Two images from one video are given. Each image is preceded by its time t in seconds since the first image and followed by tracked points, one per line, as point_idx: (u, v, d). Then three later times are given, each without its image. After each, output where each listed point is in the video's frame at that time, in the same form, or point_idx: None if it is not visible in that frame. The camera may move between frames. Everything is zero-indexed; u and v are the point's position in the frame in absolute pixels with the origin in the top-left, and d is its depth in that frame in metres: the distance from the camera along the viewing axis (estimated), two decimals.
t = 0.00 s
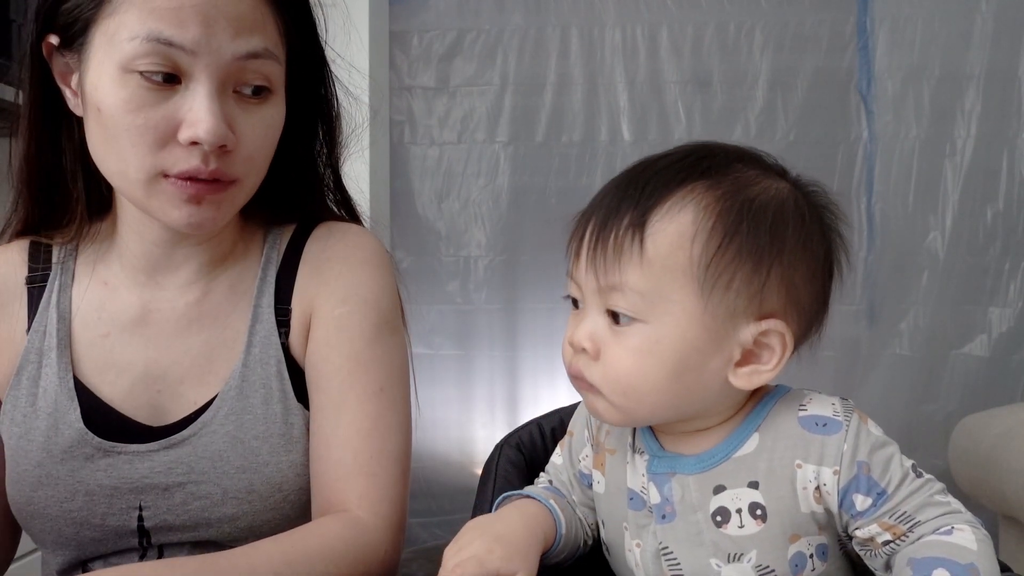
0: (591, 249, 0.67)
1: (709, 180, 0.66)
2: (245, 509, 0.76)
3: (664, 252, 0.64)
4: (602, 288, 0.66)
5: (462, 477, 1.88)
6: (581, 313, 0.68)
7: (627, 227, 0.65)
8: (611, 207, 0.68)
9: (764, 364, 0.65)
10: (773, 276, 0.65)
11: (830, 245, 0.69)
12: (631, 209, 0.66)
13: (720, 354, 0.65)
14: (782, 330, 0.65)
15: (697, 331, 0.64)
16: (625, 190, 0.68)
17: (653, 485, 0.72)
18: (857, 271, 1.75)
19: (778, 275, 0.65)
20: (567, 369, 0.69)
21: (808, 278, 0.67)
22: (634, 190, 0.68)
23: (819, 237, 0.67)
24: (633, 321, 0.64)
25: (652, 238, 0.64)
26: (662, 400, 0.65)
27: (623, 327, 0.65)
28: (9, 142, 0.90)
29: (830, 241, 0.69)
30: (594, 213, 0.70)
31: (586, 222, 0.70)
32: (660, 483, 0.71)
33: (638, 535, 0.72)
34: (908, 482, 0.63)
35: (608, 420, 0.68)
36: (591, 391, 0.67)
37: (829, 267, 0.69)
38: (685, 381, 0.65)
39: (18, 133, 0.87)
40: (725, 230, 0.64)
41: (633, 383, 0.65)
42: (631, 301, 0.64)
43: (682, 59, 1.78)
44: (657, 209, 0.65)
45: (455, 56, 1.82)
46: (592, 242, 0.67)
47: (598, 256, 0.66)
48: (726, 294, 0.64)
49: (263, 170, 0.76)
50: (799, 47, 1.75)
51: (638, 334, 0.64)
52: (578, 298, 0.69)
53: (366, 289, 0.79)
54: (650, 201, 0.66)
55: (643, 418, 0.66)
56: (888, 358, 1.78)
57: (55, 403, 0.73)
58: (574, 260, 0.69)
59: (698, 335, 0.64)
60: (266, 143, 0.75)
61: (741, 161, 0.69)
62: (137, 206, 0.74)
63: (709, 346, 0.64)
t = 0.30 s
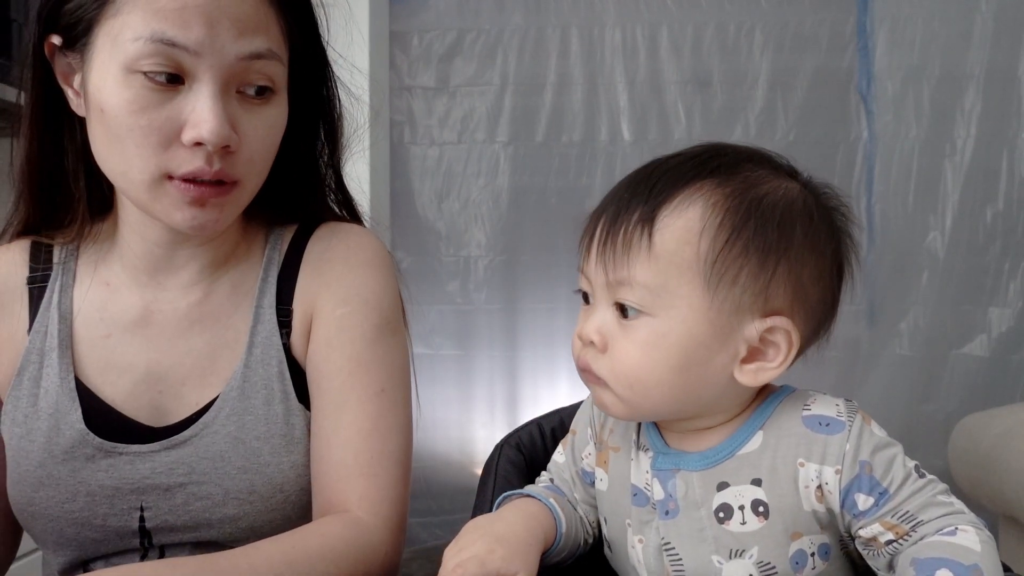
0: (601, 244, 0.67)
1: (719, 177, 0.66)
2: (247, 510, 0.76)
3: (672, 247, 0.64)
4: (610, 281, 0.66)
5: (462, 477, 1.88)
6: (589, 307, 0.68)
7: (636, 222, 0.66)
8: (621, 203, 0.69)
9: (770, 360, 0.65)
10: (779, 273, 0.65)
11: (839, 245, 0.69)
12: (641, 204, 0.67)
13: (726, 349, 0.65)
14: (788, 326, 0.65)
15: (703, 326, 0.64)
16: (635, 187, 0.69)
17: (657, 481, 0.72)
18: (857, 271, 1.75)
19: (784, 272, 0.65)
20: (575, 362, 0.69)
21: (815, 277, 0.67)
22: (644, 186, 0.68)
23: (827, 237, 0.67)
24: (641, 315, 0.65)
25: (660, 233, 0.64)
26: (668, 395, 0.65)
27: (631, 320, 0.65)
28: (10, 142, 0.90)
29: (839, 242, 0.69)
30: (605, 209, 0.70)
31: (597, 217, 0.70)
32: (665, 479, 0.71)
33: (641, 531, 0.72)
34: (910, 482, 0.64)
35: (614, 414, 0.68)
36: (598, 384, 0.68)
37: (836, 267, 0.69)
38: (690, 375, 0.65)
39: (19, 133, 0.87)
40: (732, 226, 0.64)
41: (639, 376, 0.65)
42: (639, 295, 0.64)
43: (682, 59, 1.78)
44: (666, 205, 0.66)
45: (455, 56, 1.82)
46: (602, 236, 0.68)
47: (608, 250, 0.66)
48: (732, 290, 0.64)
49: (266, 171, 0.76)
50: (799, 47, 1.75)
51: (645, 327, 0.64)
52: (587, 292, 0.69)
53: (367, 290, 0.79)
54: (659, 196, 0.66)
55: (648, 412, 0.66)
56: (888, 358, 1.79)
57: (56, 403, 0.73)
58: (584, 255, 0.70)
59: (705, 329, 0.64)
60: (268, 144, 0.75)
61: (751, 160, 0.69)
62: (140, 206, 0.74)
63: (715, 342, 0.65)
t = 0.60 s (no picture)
0: (618, 246, 0.67)
1: (736, 183, 0.67)
2: (247, 509, 0.76)
3: (693, 252, 0.64)
4: (628, 285, 0.66)
5: (462, 477, 1.88)
6: (603, 310, 0.68)
7: (657, 227, 0.65)
8: (638, 206, 0.68)
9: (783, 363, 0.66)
10: (794, 278, 0.66)
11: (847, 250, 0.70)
12: (660, 209, 0.67)
13: (741, 354, 0.66)
14: (802, 331, 0.66)
15: (721, 332, 0.64)
16: (652, 191, 0.69)
17: (657, 476, 0.72)
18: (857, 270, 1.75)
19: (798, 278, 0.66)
20: (587, 365, 0.69)
21: (825, 282, 0.68)
22: (662, 191, 0.68)
23: (836, 243, 0.68)
24: (660, 318, 0.65)
25: (681, 237, 0.64)
26: (683, 399, 0.66)
27: (649, 323, 0.65)
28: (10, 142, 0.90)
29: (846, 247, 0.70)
30: (621, 212, 0.70)
31: (612, 220, 0.70)
32: (665, 474, 0.71)
33: (642, 526, 0.72)
34: (908, 480, 0.64)
35: (626, 417, 0.68)
36: (611, 389, 0.67)
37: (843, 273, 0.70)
38: (706, 379, 0.65)
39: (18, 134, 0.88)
40: (752, 232, 0.65)
41: (657, 381, 0.65)
42: (660, 299, 0.64)
43: (682, 59, 1.78)
44: (686, 210, 0.65)
45: (456, 56, 1.82)
46: (620, 240, 0.67)
47: (626, 254, 0.66)
48: (752, 295, 0.64)
49: (265, 174, 0.76)
50: (799, 48, 1.75)
51: (664, 332, 0.64)
52: (601, 293, 0.69)
53: (367, 290, 0.79)
54: (679, 201, 0.66)
55: (662, 416, 0.67)
56: (888, 358, 1.79)
57: (54, 403, 0.73)
58: (598, 257, 0.69)
59: (723, 334, 0.64)
60: (268, 146, 0.75)
61: (765, 165, 0.69)
62: (140, 210, 0.74)
63: (732, 345, 0.65)
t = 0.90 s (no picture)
0: (658, 250, 0.68)
1: (763, 188, 0.71)
2: (246, 509, 0.76)
3: (739, 256, 0.67)
4: (671, 289, 0.67)
5: (462, 477, 1.88)
6: (633, 315, 0.69)
7: (702, 231, 0.68)
8: (673, 210, 0.70)
9: (797, 358, 0.72)
10: (813, 281, 0.72)
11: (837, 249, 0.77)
12: (700, 212, 0.69)
13: (767, 352, 0.70)
14: (816, 327, 0.72)
15: (758, 332, 0.68)
16: (684, 196, 0.71)
17: (658, 480, 0.73)
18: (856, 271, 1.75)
19: (816, 278, 0.72)
20: (613, 372, 0.69)
21: (829, 280, 0.74)
22: (696, 195, 0.70)
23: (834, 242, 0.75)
24: (701, 320, 0.67)
25: (727, 242, 0.67)
26: (721, 399, 0.68)
27: (689, 325, 0.67)
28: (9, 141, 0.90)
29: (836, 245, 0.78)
30: (653, 215, 0.71)
31: (641, 224, 0.71)
32: (665, 477, 0.73)
33: (643, 530, 0.73)
34: (904, 480, 0.64)
35: (655, 424, 0.69)
36: (644, 395, 0.68)
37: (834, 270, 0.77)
38: (742, 377, 0.69)
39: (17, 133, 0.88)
40: (785, 238, 0.69)
41: (698, 382, 0.67)
42: (704, 302, 0.67)
43: (682, 59, 1.78)
44: (727, 215, 0.68)
45: (456, 56, 1.82)
46: (660, 243, 0.68)
47: (671, 257, 0.67)
48: (782, 297, 0.70)
49: (262, 171, 0.76)
50: (799, 48, 1.75)
51: (709, 334, 0.67)
52: (629, 297, 0.69)
53: (367, 290, 0.79)
54: (718, 205, 0.69)
55: (696, 417, 0.69)
56: (888, 358, 1.79)
57: (52, 403, 0.73)
58: (630, 260, 0.69)
59: (758, 334, 0.68)
60: (267, 144, 0.75)
61: (774, 170, 0.75)
62: (137, 207, 0.74)
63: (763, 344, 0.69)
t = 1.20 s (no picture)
0: (681, 241, 0.70)
1: (775, 186, 0.74)
2: (247, 510, 0.76)
3: (759, 248, 0.70)
4: (694, 280, 0.69)
5: (461, 477, 1.88)
6: (655, 309, 0.70)
7: (724, 224, 0.70)
8: (693, 205, 0.72)
9: (802, 352, 0.74)
10: (816, 281, 0.75)
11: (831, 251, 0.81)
12: (720, 207, 0.71)
13: (780, 345, 0.72)
14: (821, 322, 0.75)
15: (775, 324, 0.71)
16: (701, 192, 0.73)
17: (662, 479, 0.74)
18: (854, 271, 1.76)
19: (821, 274, 0.75)
20: (634, 366, 0.69)
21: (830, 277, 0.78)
22: (713, 192, 0.73)
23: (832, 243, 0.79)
24: (723, 312, 0.69)
25: (749, 235, 0.70)
26: (740, 391, 0.70)
27: (711, 316, 0.69)
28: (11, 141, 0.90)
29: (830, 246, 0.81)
30: (672, 210, 0.72)
31: (660, 219, 0.72)
32: (670, 476, 0.73)
33: (647, 529, 0.74)
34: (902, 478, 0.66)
35: (675, 417, 0.70)
36: (665, 388, 0.69)
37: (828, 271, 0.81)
38: (760, 368, 0.71)
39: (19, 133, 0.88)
40: (795, 236, 0.72)
41: (720, 374, 0.68)
42: (727, 294, 0.69)
43: (683, 59, 1.78)
44: (746, 209, 0.71)
45: (456, 56, 1.82)
46: (683, 236, 0.70)
47: (695, 249, 0.69)
48: (792, 293, 0.72)
49: (265, 171, 0.76)
50: (799, 48, 1.75)
51: (731, 325, 0.69)
52: (648, 291, 0.71)
53: (368, 291, 0.79)
54: (736, 201, 0.72)
55: (716, 410, 0.70)
56: (888, 358, 1.79)
57: (54, 404, 0.73)
58: (652, 254, 0.71)
59: (775, 327, 0.71)
60: (268, 144, 0.75)
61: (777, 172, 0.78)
62: (140, 207, 0.74)
63: (777, 338, 0.71)
